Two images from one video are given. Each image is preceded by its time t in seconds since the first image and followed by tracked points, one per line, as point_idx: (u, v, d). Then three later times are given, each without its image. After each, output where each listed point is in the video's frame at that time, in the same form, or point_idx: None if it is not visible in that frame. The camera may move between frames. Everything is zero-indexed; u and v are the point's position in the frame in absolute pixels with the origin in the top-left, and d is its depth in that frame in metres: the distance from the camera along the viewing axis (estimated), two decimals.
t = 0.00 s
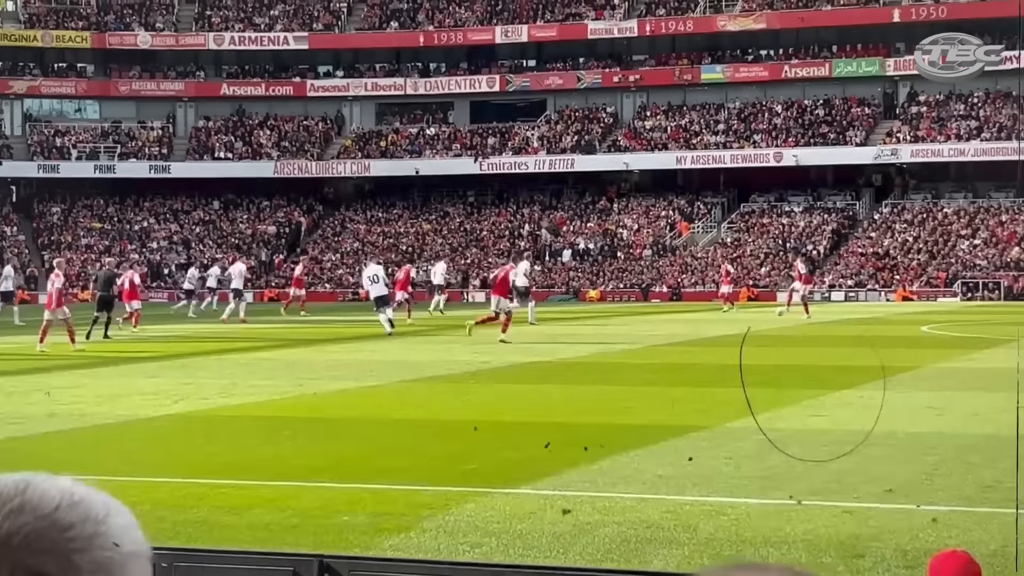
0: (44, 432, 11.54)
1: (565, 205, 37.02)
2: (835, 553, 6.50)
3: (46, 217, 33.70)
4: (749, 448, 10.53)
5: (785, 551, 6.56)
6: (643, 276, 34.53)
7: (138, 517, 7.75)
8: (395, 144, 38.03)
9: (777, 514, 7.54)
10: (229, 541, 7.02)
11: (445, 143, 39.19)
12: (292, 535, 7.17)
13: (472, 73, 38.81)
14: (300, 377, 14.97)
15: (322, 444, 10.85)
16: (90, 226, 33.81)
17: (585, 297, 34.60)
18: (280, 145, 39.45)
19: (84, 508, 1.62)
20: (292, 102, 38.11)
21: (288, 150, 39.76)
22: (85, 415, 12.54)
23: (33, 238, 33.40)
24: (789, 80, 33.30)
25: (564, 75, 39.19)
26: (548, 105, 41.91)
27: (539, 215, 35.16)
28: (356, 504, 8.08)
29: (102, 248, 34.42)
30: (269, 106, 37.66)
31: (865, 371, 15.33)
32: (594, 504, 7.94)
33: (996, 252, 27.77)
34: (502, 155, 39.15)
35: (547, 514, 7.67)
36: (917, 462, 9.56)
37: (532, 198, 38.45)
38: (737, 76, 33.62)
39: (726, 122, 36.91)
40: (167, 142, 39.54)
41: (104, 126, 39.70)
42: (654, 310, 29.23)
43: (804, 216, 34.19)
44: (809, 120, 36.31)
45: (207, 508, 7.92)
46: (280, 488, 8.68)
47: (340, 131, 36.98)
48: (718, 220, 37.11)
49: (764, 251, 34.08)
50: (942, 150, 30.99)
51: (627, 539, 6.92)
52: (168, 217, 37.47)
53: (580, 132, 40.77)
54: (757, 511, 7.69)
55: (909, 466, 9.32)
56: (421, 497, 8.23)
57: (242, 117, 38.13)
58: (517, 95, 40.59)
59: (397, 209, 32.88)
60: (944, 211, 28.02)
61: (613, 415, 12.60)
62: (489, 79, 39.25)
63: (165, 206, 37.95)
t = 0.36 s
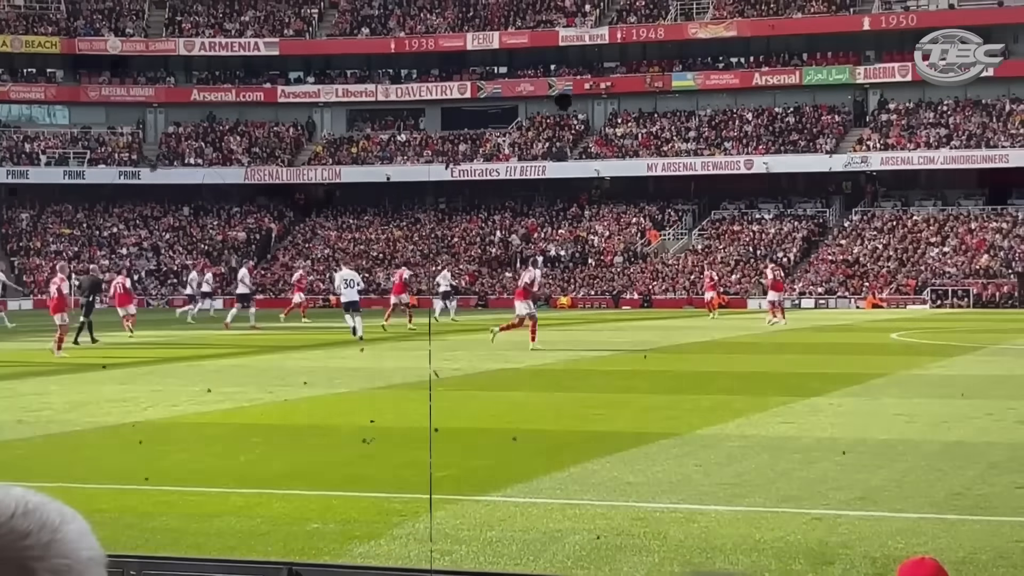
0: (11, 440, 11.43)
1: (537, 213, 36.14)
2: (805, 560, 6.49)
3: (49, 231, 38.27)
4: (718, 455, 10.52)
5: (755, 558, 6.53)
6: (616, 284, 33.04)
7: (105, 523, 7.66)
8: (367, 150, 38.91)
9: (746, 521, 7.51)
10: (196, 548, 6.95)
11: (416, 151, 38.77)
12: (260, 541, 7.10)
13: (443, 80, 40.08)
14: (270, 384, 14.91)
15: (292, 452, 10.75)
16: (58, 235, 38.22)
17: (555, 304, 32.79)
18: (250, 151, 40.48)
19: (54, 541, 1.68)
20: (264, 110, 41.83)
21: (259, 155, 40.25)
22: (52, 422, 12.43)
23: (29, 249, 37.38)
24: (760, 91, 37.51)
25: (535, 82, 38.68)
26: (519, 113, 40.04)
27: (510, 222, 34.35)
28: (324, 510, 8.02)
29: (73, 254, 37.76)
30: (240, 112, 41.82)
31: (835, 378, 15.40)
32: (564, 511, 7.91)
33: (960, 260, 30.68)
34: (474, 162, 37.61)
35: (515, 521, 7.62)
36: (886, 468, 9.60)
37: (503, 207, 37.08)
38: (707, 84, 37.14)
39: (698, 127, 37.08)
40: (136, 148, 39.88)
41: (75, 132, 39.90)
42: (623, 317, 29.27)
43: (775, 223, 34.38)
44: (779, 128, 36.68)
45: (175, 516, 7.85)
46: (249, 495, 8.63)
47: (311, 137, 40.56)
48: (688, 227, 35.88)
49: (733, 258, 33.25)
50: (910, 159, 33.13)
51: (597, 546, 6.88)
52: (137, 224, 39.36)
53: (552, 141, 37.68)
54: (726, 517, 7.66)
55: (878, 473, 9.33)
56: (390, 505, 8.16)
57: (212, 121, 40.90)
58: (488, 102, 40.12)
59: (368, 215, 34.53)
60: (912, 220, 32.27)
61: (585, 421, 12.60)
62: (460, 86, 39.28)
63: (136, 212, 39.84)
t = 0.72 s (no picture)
0: None
1: (517, 220, 37.76)
2: (787, 564, 6.50)
3: (30, 238, 38.06)
4: (700, 460, 10.53)
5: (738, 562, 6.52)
6: (598, 291, 33.41)
7: (85, 529, 7.62)
8: (347, 157, 39.35)
9: (727, 526, 7.51)
10: (177, 554, 6.91)
11: (398, 157, 38.83)
12: (241, 548, 7.07)
13: (425, 87, 40.00)
14: (251, 391, 14.87)
15: (274, 459, 10.72)
16: (38, 242, 37.89)
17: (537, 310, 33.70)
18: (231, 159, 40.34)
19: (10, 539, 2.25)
20: (246, 117, 41.52)
21: (240, 163, 40.07)
22: (32, 430, 12.35)
23: (8, 256, 37.26)
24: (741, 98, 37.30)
25: (517, 90, 38.83)
26: (500, 121, 40.02)
27: (491, 231, 37.30)
28: (305, 516, 8.01)
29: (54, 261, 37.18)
30: (221, 120, 41.62)
31: (816, 384, 15.46)
32: (545, 516, 7.91)
33: (940, 267, 31.04)
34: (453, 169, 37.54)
35: (498, 526, 7.62)
36: (866, 473, 9.63)
37: (484, 214, 38.55)
38: (686, 92, 37.41)
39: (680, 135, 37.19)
40: (117, 156, 39.83)
41: (56, 139, 39.83)
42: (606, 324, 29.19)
43: (756, 231, 34.09)
44: (760, 135, 36.26)
45: (156, 521, 7.82)
46: (230, 502, 8.60)
47: (291, 143, 40.74)
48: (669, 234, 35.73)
49: (715, 266, 33.27)
50: (890, 167, 33.70)
51: (579, 551, 6.86)
52: (118, 232, 38.99)
53: (532, 147, 38.43)
54: (707, 522, 7.66)
55: (860, 478, 9.34)
56: (373, 511, 8.15)
57: (193, 128, 40.84)
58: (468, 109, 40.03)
59: (349, 225, 38.73)
60: (892, 227, 32.63)
61: (567, 427, 12.61)
62: (441, 93, 39.14)
63: (116, 219, 39.40)
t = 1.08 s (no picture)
0: None
1: (511, 227, 37.80)
2: (781, 571, 6.49)
3: (23, 247, 38.45)
4: (694, 468, 10.52)
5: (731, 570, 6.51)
6: (591, 298, 33.61)
7: (78, 538, 7.59)
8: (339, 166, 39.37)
9: (721, 534, 7.51)
10: (169, 563, 6.88)
11: (391, 166, 38.96)
12: (234, 557, 7.03)
13: (417, 95, 40.06)
14: (245, 399, 14.84)
15: (268, 467, 10.70)
16: (31, 251, 38.23)
17: (529, 318, 33.69)
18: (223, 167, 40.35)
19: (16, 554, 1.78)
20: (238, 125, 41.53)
21: (233, 171, 40.04)
22: (26, 439, 12.33)
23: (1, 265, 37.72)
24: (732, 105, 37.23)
25: (509, 98, 38.82)
26: (492, 129, 40.20)
27: (484, 238, 37.41)
28: (299, 525, 7.98)
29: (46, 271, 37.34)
30: (214, 128, 41.61)
31: (811, 391, 15.46)
32: (539, 525, 7.89)
33: (932, 275, 30.93)
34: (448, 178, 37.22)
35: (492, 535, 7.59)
36: (861, 481, 9.63)
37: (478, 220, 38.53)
38: (680, 100, 37.43)
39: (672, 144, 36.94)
40: (110, 164, 39.88)
41: (48, 148, 39.86)
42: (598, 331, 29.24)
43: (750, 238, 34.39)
44: (751, 143, 36.67)
45: (148, 531, 7.79)
46: (223, 511, 8.57)
47: (283, 153, 40.65)
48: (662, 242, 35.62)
49: (708, 273, 33.24)
50: (882, 175, 33.54)
51: (574, 559, 6.85)
52: (111, 240, 39.11)
53: (525, 156, 38.37)
54: (701, 531, 7.65)
55: (854, 486, 9.33)
56: (367, 520, 8.13)
57: (185, 136, 40.81)
58: (461, 117, 40.05)
59: (342, 233, 38.71)
60: (885, 235, 32.85)
61: (561, 435, 12.59)
62: (434, 101, 39.24)
63: (109, 228, 39.52)
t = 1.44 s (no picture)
0: None
1: (514, 235, 37.86)
2: None
3: (26, 257, 38.28)
4: (697, 477, 10.50)
5: None
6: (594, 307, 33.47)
7: (82, 548, 7.57)
8: (343, 175, 39.26)
9: (725, 543, 7.48)
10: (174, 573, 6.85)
11: (393, 174, 38.85)
12: (239, 567, 7.01)
13: (420, 105, 40.07)
14: (248, 409, 14.82)
15: (270, 477, 10.68)
16: (34, 261, 38.17)
17: (533, 327, 33.70)
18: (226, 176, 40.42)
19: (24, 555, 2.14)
20: (241, 135, 41.57)
21: (235, 180, 40.06)
22: (31, 449, 12.32)
23: (4, 276, 37.62)
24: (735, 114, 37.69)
25: (512, 106, 39.04)
26: (496, 137, 40.22)
27: (487, 247, 37.49)
28: (303, 534, 7.97)
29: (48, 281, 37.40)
30: (216, 138, 41.66)
31: (814, 399, 15.43)
32: (543, 534, 7.87)
33: (935, 281, 30.91)
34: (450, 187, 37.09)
35: (495, 544, 7.58)
36: (865, 489, 9.61)
37: (481, 230, 38.58)
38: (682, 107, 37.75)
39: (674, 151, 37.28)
40: (113, 175, 40.03)
41: (51, 158, 40.05)
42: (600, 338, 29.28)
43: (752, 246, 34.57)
44: (755, 151, 36.59)
45: (152, 542, 7.78)
46: (227, 521, 8.56)
47: (287, 162, 40.73)
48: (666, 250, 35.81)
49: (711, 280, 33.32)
50: (885, 181, 33.39)
51: (578, 568, 6.82)
52: (113, 250, 39.11)
53: (528, 164, 38.27)
54: (706, 539, 7.63)
55: (857, 494, 9.30)
56: (370, 530, 8.11)
57: (187, 146, 40.82)
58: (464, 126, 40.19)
59: (346, 242, 38.76)
60: (887, 242, 32.76)
61: (565, 444, 12.58)
62: (437, 110, 39.40)
63: (112, 237, 39.52)
